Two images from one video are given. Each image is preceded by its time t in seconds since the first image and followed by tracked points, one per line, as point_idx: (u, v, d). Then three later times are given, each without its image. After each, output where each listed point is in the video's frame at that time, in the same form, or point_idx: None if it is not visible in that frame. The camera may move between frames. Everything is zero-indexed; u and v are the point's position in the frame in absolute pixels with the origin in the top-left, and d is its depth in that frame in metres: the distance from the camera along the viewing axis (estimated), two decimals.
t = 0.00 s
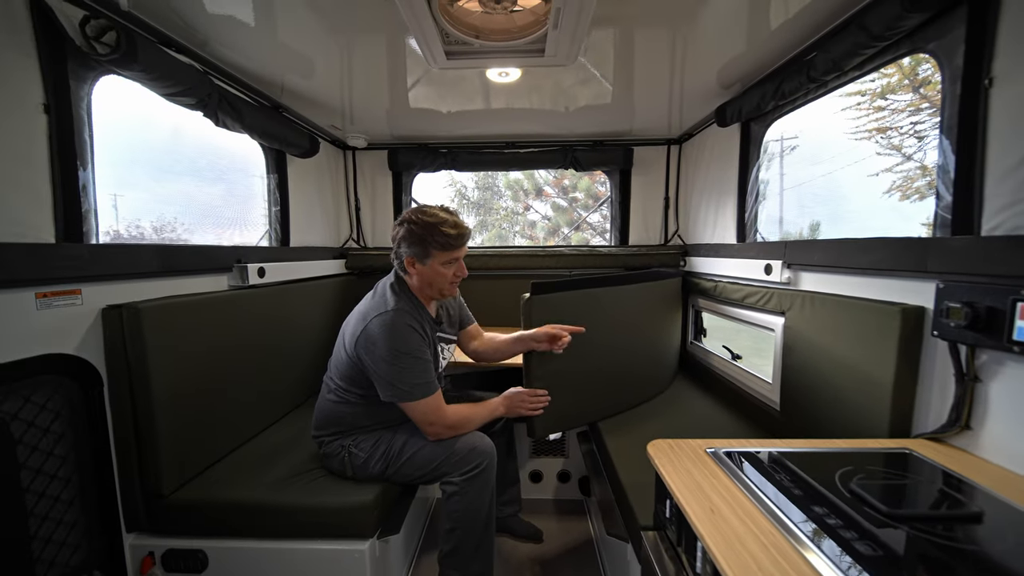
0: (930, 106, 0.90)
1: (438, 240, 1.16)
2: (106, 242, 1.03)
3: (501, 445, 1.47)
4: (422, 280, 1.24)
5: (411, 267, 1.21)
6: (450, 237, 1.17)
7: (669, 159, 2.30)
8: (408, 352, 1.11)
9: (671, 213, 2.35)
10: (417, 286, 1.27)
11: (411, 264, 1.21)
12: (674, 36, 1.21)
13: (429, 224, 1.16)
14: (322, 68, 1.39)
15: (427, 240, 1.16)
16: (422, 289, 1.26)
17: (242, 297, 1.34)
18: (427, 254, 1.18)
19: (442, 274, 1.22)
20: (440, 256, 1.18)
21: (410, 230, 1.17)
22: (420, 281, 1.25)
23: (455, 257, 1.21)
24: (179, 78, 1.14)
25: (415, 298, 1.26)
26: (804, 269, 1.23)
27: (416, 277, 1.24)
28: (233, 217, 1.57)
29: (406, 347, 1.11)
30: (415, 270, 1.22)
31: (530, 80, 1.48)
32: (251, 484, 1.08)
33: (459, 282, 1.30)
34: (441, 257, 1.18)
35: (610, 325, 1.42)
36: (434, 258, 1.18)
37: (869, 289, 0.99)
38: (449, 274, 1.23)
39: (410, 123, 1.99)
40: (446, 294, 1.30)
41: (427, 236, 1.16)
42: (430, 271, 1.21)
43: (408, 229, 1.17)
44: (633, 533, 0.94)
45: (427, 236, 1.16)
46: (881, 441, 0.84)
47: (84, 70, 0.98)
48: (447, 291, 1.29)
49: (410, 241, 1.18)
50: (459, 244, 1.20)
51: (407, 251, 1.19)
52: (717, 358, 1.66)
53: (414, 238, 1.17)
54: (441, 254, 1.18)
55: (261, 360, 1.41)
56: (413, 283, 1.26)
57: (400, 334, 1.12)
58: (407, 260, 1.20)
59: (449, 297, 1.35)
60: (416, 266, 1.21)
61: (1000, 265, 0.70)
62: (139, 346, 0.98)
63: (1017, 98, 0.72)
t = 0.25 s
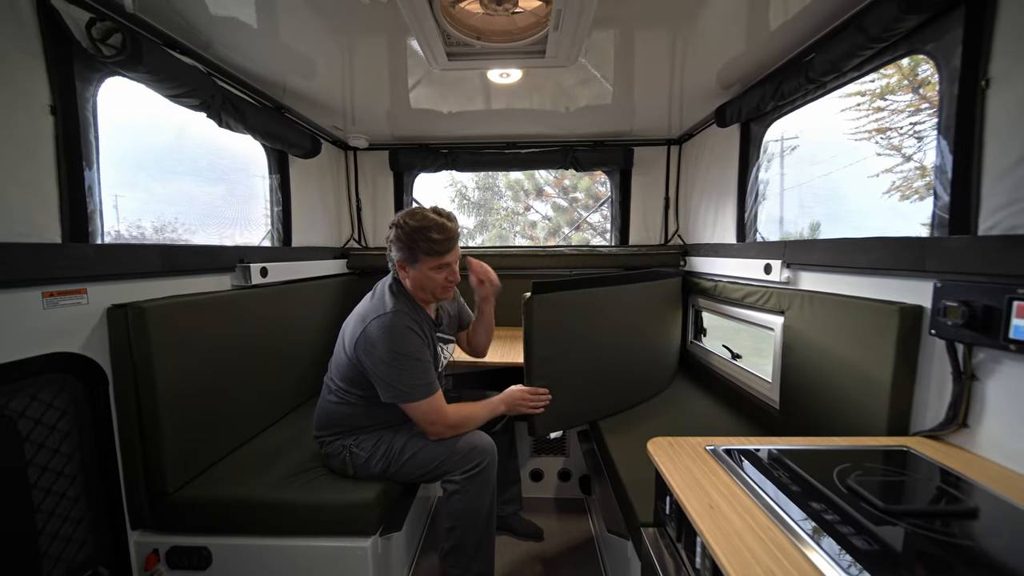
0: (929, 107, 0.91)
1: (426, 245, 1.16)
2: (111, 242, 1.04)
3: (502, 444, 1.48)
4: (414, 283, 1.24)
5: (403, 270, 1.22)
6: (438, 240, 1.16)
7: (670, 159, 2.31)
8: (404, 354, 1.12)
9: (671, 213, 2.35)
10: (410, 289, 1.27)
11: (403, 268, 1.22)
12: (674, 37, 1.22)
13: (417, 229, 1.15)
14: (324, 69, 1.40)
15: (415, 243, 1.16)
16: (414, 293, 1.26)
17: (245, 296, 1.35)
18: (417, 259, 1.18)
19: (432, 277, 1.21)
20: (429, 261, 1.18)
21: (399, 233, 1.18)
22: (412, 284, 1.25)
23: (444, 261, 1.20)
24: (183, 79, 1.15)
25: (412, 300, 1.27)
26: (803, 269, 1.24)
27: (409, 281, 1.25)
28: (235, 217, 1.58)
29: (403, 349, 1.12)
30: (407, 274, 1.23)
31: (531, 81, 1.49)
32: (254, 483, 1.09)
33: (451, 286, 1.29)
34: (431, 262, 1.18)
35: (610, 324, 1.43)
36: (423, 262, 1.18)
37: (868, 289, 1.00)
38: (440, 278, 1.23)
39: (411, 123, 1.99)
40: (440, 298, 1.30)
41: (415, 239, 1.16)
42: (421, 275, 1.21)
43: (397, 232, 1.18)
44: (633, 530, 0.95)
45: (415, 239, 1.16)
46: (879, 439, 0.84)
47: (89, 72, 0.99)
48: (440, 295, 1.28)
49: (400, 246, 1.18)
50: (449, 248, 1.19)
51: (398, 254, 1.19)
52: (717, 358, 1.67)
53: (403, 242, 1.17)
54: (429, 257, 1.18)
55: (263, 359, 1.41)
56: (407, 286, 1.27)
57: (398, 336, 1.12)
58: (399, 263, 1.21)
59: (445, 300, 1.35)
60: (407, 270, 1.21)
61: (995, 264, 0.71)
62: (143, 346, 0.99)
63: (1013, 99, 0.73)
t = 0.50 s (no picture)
0: (930, 106, 0.91)
1: (422, 245, 1.15)
2: (111, 240, 1.04)
3: (502, 444, 1.48)
4: (411, 284, 1.25)
5: (400, 272, 1.22)
6: (433, 239, 1.16)
7: (670, 159, 2.31)
8: (400, 356, 1.11)
9: (671, 213, 2.35)
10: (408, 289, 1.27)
11: (400, 269, 1.21)
12: (674, 37, 1.22)
13: (412, 230, 1.15)
14: (324, 68, 1.40)
15: (411, 245, 1.15)
16: (413, 293, 1.26)
17: (245, 295, 1.35)
18: (413, 260, 1.18)
19: (429, 276, 1.22)
20: (426, 260, 1.18)
21: (393, 235, 1.18)
22: (410, 285, 1.25)
23: (441, 259, 1.20)
24: (183, 78, 1.15)
25: (409, 300, 1.27)
26: (803, 268, 1.24)
27: (407, 282, 1.24)
28: (235, 216, 1.58)
29: (399, 350, 1.11)
30: (404, 275, 1.22)
31: (531, 80, 1.49)
32: (254, 481, 1.09)
33: (449, 282, 1.30)
34: (427, 261, 1.18)
35: (610, 324, 1.43)
36: (420, 263, 1.18)
37: (868, 288, 1.00)
38: (439, 276, 1.23)
39: (411, 123, 1.99)
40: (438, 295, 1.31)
41: (409, 240, 1.15)
42: (419, 275, 1.21)
43: (391, 234, 1.18)
44: (633, 529, 0.95)
45: (410, 240, 1.15)
46: (879, 438, 0.84)
47: (89, 70, 0.99)
48: (439, 292, 1.29)
49: (396, 248, 1.17)
50: (445, 246, 1.19)
51: (394, 256, 1.19)
52: (717, 357, 1.67)
53: (399, 244, 1.17)
54: (425, 258, 1.18)
55: (263, 358, 1.41)
56: (405, 287, 1.27)
57: (394, 338, 1.12)
58: (395, 266, 1.21)
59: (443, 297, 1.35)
60: (404, 271, 1.21)
61: (995, 263, 0.71)
62: (143, 345, 0.99)
63: (1014, 98, 0.73)
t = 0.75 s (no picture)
0: (932, 104, 0.91)
1: (430, 235, 1.18)
2: (112, 238, 1.04)
3: (502, 442, 1.47)
4: (417, 279, 1.25)
5: (406, 267, 1.22)
6: (439, 229, 1.19)
7: (670, 158, 2.31)
8: (399, 352, 1.11)
9: (671, 212, 2.35)
10: (412, 285, 1.28)
11: (406, 263, 1.22)
12: (675, 34, 1.21)
13: (418, 221, 1.18)
14: (324, 66, 1.40)
15: (419, 235, 1.17)
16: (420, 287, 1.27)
17: (245, 293, 1.35)
18: (420, 251, 1.19)
19: (435, 270, 1.24)
20: (434, 250, 1.20)
21: (398, 229, 1.19)
22: (416, 279, 1.25)
23: (448, 249, 1.22)
24: (184, 75, 1.15)
25: (411, 298, 1.26)
26: (804, 266, 1.24)
27: (413, 276, 1.25)
28: (235, 215, 1.58)
29: (398, 347, 1.11)
30: (409, 269, 1.23)
31: (532, 78, 1.49)
32: (254, 479, 1.09)
33: (454, 275, 1.31)
34: (434, 251, 1.20)
35: (611, 322, 1.43)
36: (427, 254, 1.20)
37: (869, 285, 1.00)
38: (445, 267, 1.25)
39: (411, 122, 1.99)
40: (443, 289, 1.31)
41: (416, 232, 1.18)
42: (426, 266, 1.22)
43: (397, 227, 1.19)
44: (634, 527, 0.95)
45: (418, 231, 1.17)
46: (881, 436, 0.84)
47: (89, 67, 0.99)
48: (445, 285, 1.30)
49: (402, 241, 1.19)
50: (451, 235, 1.22)
51: (399, 250, 1.20)
52: (718, 356, 1.66)
53: (405, 237, 1.18)
54: (432, 248, 1.19)
55: (264, 356, 1.41)
56: (410, 283, 1.27)
57: (394, 335, 1.12)
58: (401, 260, 1.21)
59: (446, 293, 1.36)
60: (409, 265, 1.22)
61: (998, 259, 0.71)
62: (143, 343, 0.99)
63: (1016, 94, 0.72)
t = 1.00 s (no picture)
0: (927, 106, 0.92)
1: (446, 226, 1.21)
2: (118, 237, 1.05)
3: (503, 440, 1.49)
4: (429, 272, 1.27)
5: (421, 258, 1.24)
6: (454, 224, 1.23)
7: (669, 158, 2.32)
8: (407, 347, 1.13)
9: (670, 212, 2.37)
10: (423, 280, 1.29)
11: (420, 255, 1.24)
12: (674, 36, 1.23)
13: (436, 212, 1.21)
14: (327, 68, 1.41)
15: (436, 226, 1.21)
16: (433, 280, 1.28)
17: (249, 292, 1.37)
18: (437, 242, 1.22)
19: (447, 264, 1.26)
20: (450, 242, 1.23)
21: (413, 222, 1.22)
22: (429, 272, 1.27)
23: (462, 242, 1.26)
24: (188, 77, 1.17)
25: (418, 295, 1.28)
26: (801, 265, 1.26)
27: (426, 269, 1.26)
28: (238, 215, 1.60)
29: (405, 342, 1.13)
30: (423, 262, 1.25)
31: (532, 79, 1.50)
32: (258, 475, 1.11)
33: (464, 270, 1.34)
34: (450, 243, 1.23)
35: (611, 321, 1.44)
36: (443, 245, 1.22)
37: (864, 284, 1.02)
38: (458, 260, 1.28)
39: (412, 122, 2.01)
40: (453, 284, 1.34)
41: (433, 223, 1.21)
42: (440, 258, 1.24)
43: (411, 221, 1.22)
44: (632, 521, 0.96)
45: (436, 222, 1.21)
46: (875, 431, 0.85)
47: (96, 68, 1.00)
48: (456, 279, 1.32)
49: (419, 232, 1.21)
50: (466, 228, 1.26)
51: (415, 242, 1.22)
52: (717, 355, 1.68)
53: (422, 227, 1.21)
54: (449, 240, 1.23)
55: (267, 354, 1.43)
56: (422, 276, 1.28)
57: (400, 331, 1.13)
58: (416, 251, 1.23)
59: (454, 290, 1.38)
60: (424, 257, 1.24)
61: (989, 258, 0.72)
62: (149, 341, 1.00)
63: (1007, 96, 0.74)
